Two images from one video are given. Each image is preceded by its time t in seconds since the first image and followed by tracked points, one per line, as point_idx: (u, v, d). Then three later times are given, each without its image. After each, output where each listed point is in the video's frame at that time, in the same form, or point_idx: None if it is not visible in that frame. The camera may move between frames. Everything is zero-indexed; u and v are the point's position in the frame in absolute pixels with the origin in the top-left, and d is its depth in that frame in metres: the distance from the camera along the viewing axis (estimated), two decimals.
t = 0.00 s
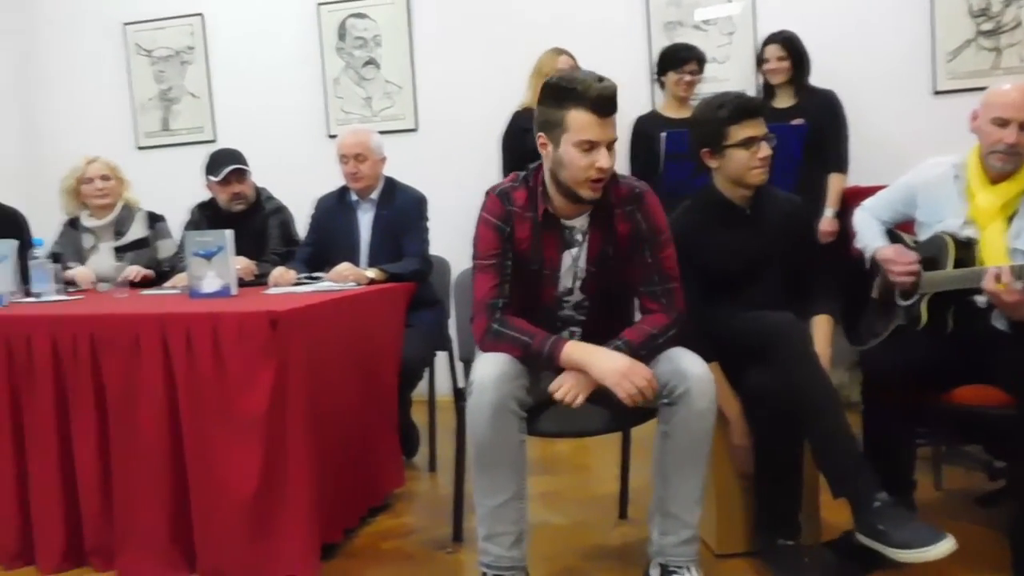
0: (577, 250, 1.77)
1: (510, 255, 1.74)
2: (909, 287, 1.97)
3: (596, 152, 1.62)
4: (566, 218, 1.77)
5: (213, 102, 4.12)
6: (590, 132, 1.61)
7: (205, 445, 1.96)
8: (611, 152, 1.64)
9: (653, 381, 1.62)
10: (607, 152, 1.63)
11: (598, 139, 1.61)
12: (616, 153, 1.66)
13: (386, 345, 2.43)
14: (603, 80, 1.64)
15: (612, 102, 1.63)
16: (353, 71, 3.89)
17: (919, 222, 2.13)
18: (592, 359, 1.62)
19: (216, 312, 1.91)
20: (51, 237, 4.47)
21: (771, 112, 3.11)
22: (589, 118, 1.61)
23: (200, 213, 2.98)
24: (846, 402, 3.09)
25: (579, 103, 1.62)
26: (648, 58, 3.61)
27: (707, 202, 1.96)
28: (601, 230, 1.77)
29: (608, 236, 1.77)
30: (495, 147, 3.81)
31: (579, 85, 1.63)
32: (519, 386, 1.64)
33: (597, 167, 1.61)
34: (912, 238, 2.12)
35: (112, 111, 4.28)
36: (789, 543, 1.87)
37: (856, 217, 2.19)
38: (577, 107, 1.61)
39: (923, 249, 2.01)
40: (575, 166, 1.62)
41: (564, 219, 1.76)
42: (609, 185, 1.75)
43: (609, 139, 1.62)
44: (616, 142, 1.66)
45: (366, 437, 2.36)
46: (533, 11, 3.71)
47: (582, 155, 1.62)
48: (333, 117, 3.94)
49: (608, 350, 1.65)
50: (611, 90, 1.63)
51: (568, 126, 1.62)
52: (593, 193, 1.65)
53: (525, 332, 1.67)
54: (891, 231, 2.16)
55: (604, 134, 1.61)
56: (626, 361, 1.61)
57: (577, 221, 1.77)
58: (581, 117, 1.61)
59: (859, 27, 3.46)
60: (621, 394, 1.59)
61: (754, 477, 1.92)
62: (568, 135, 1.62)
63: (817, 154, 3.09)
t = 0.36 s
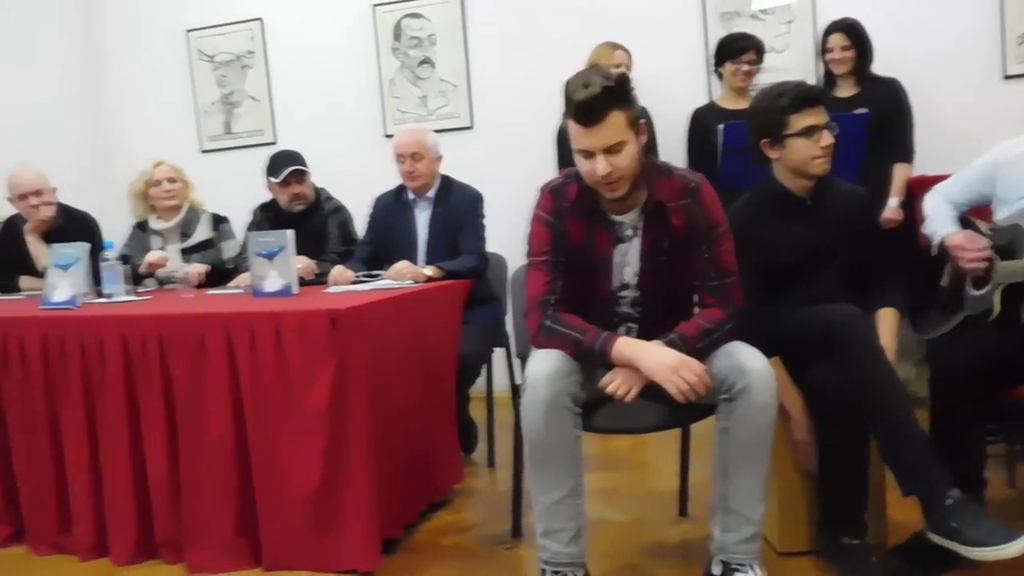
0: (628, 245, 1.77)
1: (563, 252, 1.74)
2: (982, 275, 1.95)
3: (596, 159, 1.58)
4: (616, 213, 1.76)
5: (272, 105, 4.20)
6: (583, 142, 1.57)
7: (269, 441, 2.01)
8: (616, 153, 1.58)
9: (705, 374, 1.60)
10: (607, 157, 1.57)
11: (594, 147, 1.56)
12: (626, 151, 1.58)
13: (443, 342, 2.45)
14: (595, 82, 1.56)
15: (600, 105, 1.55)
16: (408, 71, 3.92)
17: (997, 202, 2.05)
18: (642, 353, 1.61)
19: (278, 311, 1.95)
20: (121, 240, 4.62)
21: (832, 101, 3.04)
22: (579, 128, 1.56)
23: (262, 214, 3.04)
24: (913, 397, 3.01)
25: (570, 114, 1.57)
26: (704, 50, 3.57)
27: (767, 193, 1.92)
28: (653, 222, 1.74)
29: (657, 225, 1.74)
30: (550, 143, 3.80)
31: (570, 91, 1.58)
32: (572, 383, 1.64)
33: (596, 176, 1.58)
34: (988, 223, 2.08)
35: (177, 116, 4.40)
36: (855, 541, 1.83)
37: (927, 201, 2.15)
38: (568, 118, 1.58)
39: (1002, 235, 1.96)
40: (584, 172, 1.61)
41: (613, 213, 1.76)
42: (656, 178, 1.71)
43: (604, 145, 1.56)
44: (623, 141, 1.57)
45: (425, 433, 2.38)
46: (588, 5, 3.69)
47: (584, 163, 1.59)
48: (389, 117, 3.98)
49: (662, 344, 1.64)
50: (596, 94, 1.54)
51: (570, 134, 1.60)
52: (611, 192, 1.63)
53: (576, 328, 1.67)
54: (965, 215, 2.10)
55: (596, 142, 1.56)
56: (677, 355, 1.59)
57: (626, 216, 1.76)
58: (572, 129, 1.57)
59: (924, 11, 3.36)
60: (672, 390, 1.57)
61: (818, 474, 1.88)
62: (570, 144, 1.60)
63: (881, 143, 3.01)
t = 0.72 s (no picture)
0: (706, 238, 1.72)
1: (636, 247, 1.71)
2: None
3: (678, 150, 1.57)
4: (699, 204, 1.72)
5: (324, 105, 4.25)
6: (667, 131, 1.57)
7: (324, 437, 2.04)
8: (700, 146, 1.56)
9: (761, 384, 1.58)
10: (690, 149, 1.56)
11: (677, 137, 1.56)
12: (710, 145, 1.57)
13: (494, 339, 2.46)
14: (684, 73, 1.55)
15: (688, 94, 1.54)
16: (457, 69, 3.94)
17: None
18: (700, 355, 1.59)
19: (331, 307, 1.98)
20: (179, 240, 4.73)
21: (888, 90, 2.97)
22: (665, 117, 1.57)
23: (315, 213, 3.09)
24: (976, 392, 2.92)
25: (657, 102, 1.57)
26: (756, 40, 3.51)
27: (821, 183, 1.90)
28: (734, 217, 1.71)
29: (739, 219, 1.71)
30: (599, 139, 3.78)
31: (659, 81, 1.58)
32: (626, 378, 1.63)
33: (677, 166, 1.57)
34: None
35: (231, 119, 4.49)
36: (915, 541, 1.79)
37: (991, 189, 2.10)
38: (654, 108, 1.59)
39: None
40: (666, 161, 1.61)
41: (696, 204, 1.72)
42: (743, 170, 1.69)
43: (687, 136, 1.55)
44: (709, 134, 1.56)
45: (477, 429, 2.40)
46: None
47: (666, 152, 1.59)
48: (439, 115, 4.00)
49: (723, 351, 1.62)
50: (687, 83, 1.54)
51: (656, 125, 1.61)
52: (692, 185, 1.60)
53: (636, 325, 1.65)
54: None
55: (679, 132, 1.55)
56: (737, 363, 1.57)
57: (707, 208, 1.71)
58: (658, 117, 1.58)
59: None
60: (728, 398, 1.55)
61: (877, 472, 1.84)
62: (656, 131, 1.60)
63: (941, 131, 2.93)
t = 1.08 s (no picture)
0: (771, 232, 1.69)
1: (694, 242, 1.69)
2: None
3: (801, 132, 1.53)
4: (766, 200, 1.67)
5: (377, 106, 4.30)
6: (798, 112, 1.52)
7: (379, 434, 2.06)
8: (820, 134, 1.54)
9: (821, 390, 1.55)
10: (814, 133, 1.53)
11: (806, 119, 1.52)
12: (824, 135, 1.56)
13: (547, 337, 2.46)
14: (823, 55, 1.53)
15: (826, 79, 1.52)
16: (509, 67, 3.94)
17: None
18: (760, 361, 1.56)
19: (386, 306, 2.00)
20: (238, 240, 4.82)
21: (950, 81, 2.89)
22: (798, 97, 1.52)
23: (369, 213, 3.12)
24: None
25: (793, 80, 1.52)
26: (813, 33, 3.45)
27: (883, 177, 1.84)
28: (799, 209, 1.68)
29: (804, 216, 1.69)
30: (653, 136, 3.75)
31: (792, 58, 1.53)
32: (684, 377, 1.62)
33: (800, 149, 1.52)
34: None
35: (287, 121, 4.57)
36: (983, 546, 1.77)
37: None
38: (786, 84, 1.53)
39: None
40: (777, 145, 1.54)
41: (764, 199, 1.67)
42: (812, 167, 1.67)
43: (816, 119, 1.52)
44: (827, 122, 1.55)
45: (530, 428, 2.40)
46: None
47: (785, 134, 1.53)
48: (491, 114, 4.01)
49: (783, 354, 1.59)
50: (828, 67, 1.52)
51: (775, 102, 1.54)
52: (792, 174, 1.56)
53: (693, 323, 1.64)
54: None
55: (812, 115, 1.52)
56: (794, 368, 1.53)
57: (774, 203, 1.68)
58: (791, 95, 1.52)
59: None
60: (790, 402, 1.53)
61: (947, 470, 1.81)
62: (775, 111, 1.54)
63: (1006, 123, 2.84)
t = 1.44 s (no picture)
0: (786, 227, 1.70)
1: (715, 237, 1.69)
2: None
3: (791, 123, 1.55)
4: (778, 194, 1.70)
5: (409, 102, 4.31)
6: (784, 103, 1.54)
7: (409, 428, 2.07)
8: (813, 121, 1.55)
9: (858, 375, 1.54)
10: (804, 122, 1.54)
11: (793, 109, 1.54)
12: (820, 121, 1.56)
13: (578, 332, 2.46)
14: (801, 45, 1.56)
15: (807, 66, 1.55)
16: (540, 63, 3.94)
17: None
18: (793, 352, 1.56)
19: (418, 301, 2.02)
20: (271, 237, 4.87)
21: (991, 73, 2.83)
22: (782, 89, 1.55)
23: (401, 209, 3.12)
24: None
25: (774, 74, 1.56)
26: (849, 25, 3.40)
27: (927, 165, 1.80)
28: (812, 208, 1.69)
29: (819, 212, 1.69)
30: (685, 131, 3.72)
31: (773, 53, 1.57)
32: (715, 373, 1.61)
33: (793, 138, 1.54)
34: None
35: (320, 118, 4.60)
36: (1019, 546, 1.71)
37: None
38: (768, 79, 1.56)
39: None
40: (771, 139, 1.57)
41: (776, 193, 1.70)
42: (823, 157, 1.65)
43: (803, 108, 1.54)
44: (819, 109, 1.56)
45: (561, 424, 2.40)
46: None
47: (776, 127, 1.56)
48: (522, 109, 4.01)
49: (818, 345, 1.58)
50: (807, 55, 1.54)
51: (764, 98, 1.57)
52: (794, 164, 1.57)
53: (722, 320, 1.64)
54: None
55: (798, 104, 1.54)
56: (829, 355, 1.53)
57: (787, 197, 1.70)
58: (774, 89, 1.55)
59: None
60: (822, 389, 1.52)
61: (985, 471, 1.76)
62: (763, 107, 1.57)
63: None
